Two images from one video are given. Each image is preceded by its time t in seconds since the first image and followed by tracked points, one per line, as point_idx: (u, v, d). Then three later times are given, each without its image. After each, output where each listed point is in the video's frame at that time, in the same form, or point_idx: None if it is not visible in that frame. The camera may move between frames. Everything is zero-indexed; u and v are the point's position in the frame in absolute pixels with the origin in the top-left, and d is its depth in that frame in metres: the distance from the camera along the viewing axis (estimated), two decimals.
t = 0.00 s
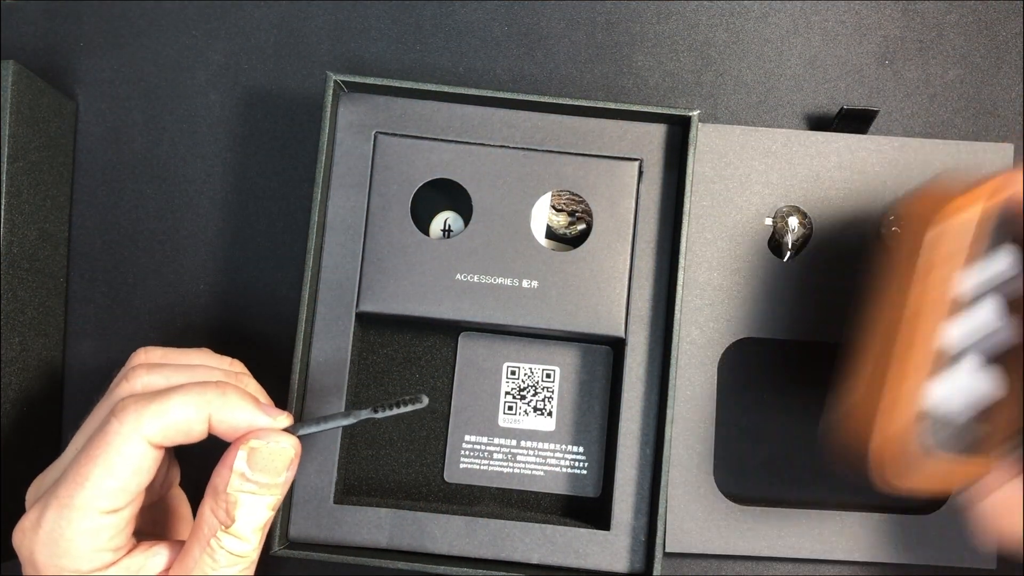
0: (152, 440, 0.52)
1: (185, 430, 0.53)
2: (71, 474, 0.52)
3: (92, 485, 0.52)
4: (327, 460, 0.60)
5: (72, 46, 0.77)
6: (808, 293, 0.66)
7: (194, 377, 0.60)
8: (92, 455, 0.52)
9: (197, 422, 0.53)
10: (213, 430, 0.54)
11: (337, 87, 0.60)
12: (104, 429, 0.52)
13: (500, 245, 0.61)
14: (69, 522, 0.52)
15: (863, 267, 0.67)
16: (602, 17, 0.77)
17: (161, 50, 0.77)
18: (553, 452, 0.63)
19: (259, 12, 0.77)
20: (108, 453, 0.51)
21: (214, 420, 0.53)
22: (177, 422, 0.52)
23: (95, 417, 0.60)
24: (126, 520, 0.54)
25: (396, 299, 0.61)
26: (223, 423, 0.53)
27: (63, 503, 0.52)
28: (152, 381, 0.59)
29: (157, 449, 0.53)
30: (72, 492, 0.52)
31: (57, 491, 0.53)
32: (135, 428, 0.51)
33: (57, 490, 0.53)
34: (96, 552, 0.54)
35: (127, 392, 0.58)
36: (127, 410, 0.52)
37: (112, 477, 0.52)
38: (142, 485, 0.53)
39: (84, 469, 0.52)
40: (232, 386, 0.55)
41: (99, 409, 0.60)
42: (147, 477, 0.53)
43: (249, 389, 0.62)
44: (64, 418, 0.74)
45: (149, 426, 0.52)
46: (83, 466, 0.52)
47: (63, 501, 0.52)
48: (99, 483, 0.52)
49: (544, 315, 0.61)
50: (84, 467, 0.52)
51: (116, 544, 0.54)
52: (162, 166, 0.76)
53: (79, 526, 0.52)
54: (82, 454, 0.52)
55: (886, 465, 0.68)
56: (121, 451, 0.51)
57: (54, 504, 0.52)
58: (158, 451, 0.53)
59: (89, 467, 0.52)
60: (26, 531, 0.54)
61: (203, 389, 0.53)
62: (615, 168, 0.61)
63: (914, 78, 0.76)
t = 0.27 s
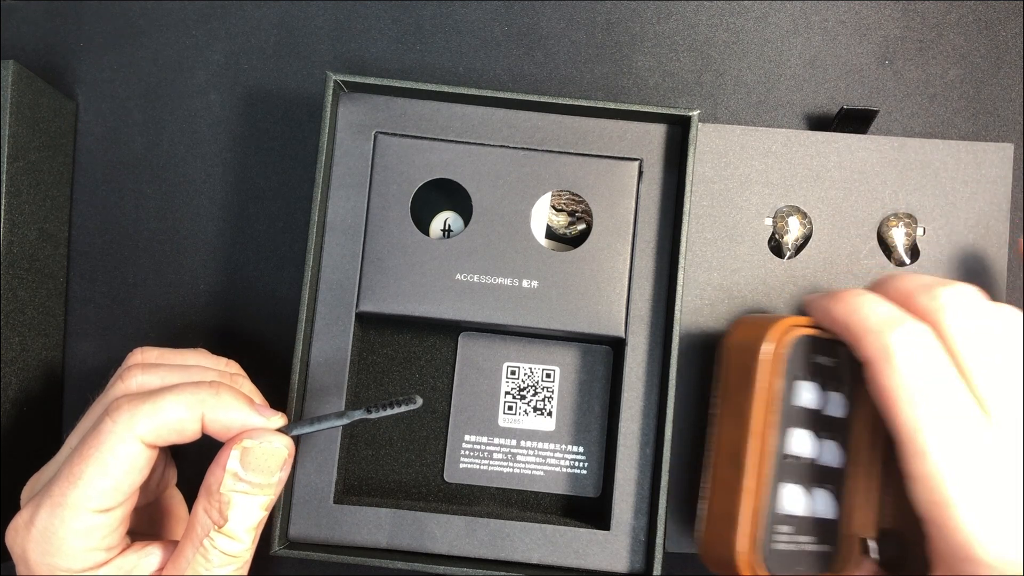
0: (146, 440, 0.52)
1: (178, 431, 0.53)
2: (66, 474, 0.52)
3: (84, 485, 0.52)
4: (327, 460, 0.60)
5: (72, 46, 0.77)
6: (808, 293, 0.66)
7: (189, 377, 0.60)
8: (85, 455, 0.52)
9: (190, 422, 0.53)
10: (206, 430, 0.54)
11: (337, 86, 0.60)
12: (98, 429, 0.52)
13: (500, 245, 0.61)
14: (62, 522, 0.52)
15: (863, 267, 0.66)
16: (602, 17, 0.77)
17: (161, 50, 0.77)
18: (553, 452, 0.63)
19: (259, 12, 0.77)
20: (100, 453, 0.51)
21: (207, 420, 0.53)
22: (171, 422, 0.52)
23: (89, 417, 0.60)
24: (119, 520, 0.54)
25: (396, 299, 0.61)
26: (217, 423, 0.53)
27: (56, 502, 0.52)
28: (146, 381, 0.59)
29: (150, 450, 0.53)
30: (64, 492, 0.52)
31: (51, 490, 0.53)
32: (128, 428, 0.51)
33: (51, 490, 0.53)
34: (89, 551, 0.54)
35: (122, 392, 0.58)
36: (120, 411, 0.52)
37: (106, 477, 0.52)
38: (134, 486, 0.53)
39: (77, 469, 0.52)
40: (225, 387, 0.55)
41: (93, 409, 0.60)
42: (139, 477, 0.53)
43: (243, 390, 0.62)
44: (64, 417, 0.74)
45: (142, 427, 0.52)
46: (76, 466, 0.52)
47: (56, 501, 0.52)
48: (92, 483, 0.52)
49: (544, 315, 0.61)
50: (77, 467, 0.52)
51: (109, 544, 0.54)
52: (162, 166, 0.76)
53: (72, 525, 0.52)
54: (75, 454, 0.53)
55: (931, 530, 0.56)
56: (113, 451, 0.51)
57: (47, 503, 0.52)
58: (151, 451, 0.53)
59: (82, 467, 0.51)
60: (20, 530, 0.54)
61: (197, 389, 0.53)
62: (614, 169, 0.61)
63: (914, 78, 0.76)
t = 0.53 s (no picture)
0: (140, 441, 0.52)
1: (172, 432, 0.53)
2: (59, 476, 0.52)
3: (78, 486, 0.52)
4: (327, 460, 0.60)
5: (72, 46, 0.77)
6: (807, 292, 0.66)
7: (184, 378, 0.60)
8: (79, 456, 0.52)
9: (184, 423, 0.53)
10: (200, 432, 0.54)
11: (337, 86, 0.60)
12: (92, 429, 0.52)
13: (500, 245, 0.61)
14: (56, 523, 0.52)
15: (863, 267, 0.66)
16: (602, 17, 0.77)
17: (161, 49, 0.77)
18: (553, 452, 0.63)
19: (259, 12, 0.77)
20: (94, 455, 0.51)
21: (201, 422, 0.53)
22: (165, 423, 0.52)
23: (84, 420, 0.60)
24: (113, 522, 0.54)
25: (396, 299, 0.61)
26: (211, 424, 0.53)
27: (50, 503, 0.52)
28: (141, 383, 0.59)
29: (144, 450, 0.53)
30: (58, 493, 0.52)
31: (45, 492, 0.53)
32: (123, 430, 0.51)
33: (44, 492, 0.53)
34: (83, 553, 0.54)
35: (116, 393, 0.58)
36: (115, 412, 0.52)
37: (99, 478, 0.52)
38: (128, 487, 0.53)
39: (71, 471, 0.52)
40: (219, 388, 0.55)
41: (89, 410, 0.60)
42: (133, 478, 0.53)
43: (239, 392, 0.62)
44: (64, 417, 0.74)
45: (136, 428, 0.52)
46: (70, 467, 0.52)
47: (49, 503, 0.52)
48: (86, 483, 0.52)
49: (544, 315, 0.61)
50: (71, 468, 0.52)
51: (103, 545, 0.54)
52: (162, 166, 0.76)
53: (66, 527, 0.52)
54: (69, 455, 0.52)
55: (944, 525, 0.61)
56: (107, 452, 0.51)
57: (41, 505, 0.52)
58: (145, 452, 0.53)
59: (76, 468, 0.51)
60: (14, 532, 0.54)
61: (191, 391, 0.53)
62: (614, 168, 0.61)
63: (914, 78, 0.76)
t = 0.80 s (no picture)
0: (151, 439, 0.52)
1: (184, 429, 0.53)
2: (68, 473, 0.52)
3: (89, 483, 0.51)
4: (327, 460, 0.60)
5: (72, 46, 0.77)
6: (807, 292, 0.66)
7: (194, 377, 0.60)
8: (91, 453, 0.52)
9: (195, 422, 0.53)
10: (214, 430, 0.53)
11: (337, 86, 0.61)
12: (102, 427, 0.52)
13: (500, 245, 0.61)
14: (66, 520, 0.52)
15: (863, 267, 0.66)
16: (602, 17, 0.77)
17: (162, 49, 0.77)
18: (553, 452, 0.63)
19: (259, 12, 0.77)
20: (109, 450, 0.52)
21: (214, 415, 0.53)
22: (176, 421, 0.52)
23: (92, 418, 0.60)
24: (123, 519, 0.54)
25: (396, 299, 0.61)
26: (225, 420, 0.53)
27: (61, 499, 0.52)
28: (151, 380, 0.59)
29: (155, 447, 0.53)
30: (69, 490, 0.52)
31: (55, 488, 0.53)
32: (134, 428, 0.51)
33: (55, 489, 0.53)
34: (91, 550, 0.54)
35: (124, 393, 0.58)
36: (126, 410, 0.52)
37: (109, 477, 0.52)
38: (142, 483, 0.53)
39: (80, 469, 0.51)
40: (230, 387, 0.55)
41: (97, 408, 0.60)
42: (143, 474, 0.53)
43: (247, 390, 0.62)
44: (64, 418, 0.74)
45: (147, 426, 0.52)
46: (81, 465, 0.52)
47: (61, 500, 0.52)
48: (96, 481, 0.51)
49: (544, 315, 0.61)
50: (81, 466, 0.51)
51: (112, 543, 0.54)
52: (162, 166, 0.76)
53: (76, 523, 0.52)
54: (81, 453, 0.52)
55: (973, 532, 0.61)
56: (119, 450, 0.51)
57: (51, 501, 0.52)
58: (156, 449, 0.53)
59: (86, 466, 0.51)
60: (23, 529, 0.54)
61: (202, 390, 0.53)
62: (614, 168, 0.61)
63: (914, 78, 0.76)
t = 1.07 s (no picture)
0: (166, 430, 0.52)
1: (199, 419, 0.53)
2: (82, 462, 0.52)
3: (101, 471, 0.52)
4: (327, 460, 0.60)
5: (72, 46, 0.77)
6: (807, 292, 0.66)
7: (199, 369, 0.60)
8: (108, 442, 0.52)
9: (209, 413, 0.53)
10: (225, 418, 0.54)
11: (337, 86, 0.61)
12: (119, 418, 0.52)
13: (500, 245, 0.61)
14: (77, 508, 0.52)
15: (862, 267, 0.66)
16: (602, 17, 0.77)
17: (162, 49, 0.77)
18: (553, 452, 0.63)
19: (259, 12, 0.77)
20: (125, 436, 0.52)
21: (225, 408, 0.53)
22: (191, 413, 0.53)
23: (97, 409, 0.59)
24: (131, 510, 0.53)
25: (396, 299, 0.61)
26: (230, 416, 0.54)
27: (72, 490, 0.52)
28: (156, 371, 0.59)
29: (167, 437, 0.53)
30: (83, 477, 0.52)
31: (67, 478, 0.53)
32: (150, 418, 0.52)
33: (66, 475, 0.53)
34: (99, 539, 0.53)
35: (129, 387, 0.58)
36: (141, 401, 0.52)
37: (124, 466, 0.52)
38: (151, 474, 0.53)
39: (96, 457, 0.51)
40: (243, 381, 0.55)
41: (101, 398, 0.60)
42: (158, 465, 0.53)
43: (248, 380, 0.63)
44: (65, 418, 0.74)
45: (164, 417, 0.52)
46: (96, 453, 0.52)
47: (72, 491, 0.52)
48: (111, 471, 0.51)
49: (544, 315, 0.61)
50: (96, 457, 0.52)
51: (120, 533, 0.54)
52: (162, 166, 0.76)
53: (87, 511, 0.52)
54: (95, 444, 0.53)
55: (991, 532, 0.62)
56: (135, 439, 0.52)
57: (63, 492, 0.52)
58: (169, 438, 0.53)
59: (100, 455, 0.51)
60: (27, 517, 0.53)
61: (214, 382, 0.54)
62: (614, 169, 0.61)
63: (914, 78, 0.76)
